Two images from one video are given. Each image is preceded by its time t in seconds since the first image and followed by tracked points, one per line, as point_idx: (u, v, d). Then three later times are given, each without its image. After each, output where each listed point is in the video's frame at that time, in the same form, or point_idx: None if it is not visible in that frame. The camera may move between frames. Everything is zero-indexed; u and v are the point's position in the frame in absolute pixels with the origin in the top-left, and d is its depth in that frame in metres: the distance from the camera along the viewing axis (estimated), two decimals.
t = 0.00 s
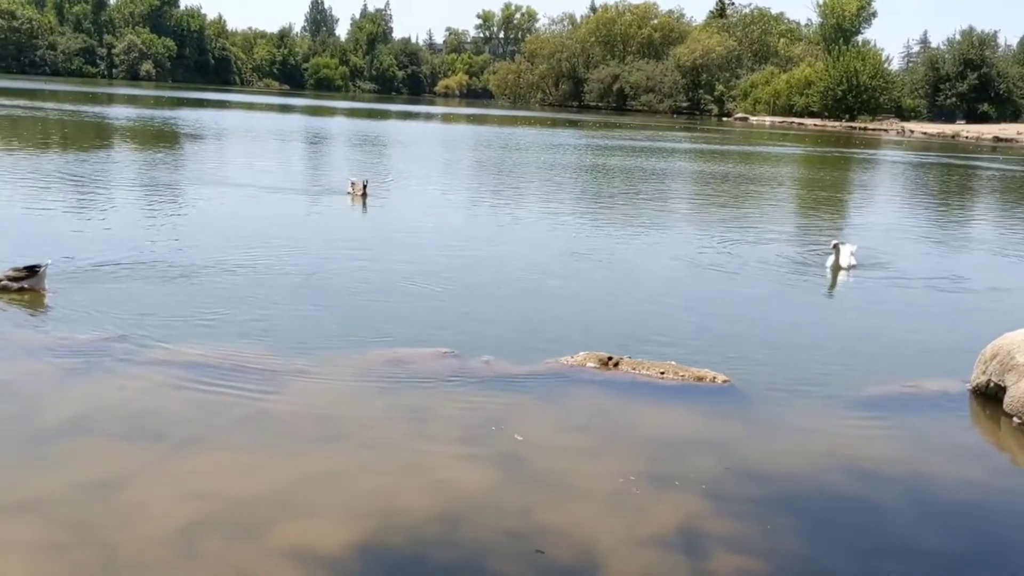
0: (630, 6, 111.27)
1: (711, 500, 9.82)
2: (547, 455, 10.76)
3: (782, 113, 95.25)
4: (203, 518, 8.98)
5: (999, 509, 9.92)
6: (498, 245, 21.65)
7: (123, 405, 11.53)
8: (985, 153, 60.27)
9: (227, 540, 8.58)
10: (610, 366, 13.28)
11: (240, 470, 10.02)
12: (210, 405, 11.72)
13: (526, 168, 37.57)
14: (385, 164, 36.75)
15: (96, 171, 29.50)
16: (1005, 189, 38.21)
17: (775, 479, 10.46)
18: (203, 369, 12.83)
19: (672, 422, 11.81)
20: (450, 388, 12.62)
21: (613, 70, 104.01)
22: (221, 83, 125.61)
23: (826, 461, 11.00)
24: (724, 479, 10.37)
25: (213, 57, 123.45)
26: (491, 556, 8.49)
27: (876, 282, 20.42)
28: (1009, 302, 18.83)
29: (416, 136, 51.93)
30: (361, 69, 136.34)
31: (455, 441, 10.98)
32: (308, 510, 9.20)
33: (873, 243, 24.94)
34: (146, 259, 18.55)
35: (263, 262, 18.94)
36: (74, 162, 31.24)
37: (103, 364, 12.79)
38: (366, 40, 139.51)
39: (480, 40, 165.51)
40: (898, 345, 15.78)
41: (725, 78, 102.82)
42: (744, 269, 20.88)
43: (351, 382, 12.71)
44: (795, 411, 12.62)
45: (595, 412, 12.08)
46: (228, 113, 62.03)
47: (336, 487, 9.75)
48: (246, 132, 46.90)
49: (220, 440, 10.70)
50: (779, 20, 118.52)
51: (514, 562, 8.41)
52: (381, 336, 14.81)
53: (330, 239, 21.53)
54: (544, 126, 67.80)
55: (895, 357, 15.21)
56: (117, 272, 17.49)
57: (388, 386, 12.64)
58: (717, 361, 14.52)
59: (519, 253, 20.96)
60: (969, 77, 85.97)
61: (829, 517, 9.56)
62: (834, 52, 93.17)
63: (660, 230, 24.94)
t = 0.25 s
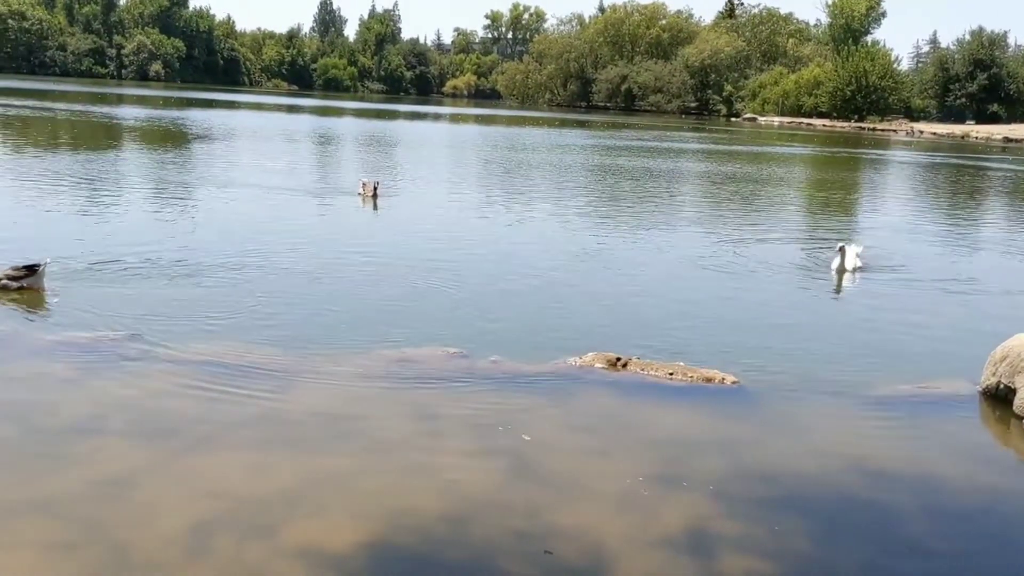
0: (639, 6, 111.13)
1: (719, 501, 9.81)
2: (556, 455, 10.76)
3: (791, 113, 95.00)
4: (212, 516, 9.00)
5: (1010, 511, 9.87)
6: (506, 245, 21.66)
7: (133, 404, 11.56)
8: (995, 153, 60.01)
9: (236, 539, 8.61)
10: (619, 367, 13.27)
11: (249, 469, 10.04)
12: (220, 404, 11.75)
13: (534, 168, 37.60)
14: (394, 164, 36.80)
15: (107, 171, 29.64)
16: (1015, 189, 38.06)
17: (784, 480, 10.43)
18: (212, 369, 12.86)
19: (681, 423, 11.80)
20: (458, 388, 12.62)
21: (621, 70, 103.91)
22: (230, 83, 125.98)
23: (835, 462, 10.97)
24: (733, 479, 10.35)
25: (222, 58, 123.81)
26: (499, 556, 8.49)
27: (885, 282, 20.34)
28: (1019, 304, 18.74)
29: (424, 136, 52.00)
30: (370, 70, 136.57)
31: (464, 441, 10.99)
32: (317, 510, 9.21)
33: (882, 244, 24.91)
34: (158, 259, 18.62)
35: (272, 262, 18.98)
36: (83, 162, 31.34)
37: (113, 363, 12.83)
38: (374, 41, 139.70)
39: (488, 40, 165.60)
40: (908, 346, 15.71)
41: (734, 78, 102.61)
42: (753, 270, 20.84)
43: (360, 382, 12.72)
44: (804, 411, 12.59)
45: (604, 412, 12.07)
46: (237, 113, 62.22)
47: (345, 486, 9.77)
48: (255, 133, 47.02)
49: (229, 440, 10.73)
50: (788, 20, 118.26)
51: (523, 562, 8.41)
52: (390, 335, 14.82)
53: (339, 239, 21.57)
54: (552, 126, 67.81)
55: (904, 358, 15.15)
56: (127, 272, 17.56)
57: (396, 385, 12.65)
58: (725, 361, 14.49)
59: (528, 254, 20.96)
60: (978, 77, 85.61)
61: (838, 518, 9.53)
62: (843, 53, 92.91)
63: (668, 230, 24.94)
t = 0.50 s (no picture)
0: (647, 6, 111.01)
1: (727, 502, 9.79)
2: (563, 456, 10.76)
3: (800, 113, 94.67)
4: (220, 515, 9.03)
5: (1019, 512, 9.83)
6: (514, 246, 21.64)
7: (142, 403, 11.60)
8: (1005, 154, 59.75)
9: (243, 538, 8.63)
10: (627, 367, 13.26)
11: (257, 468, 10.07)
12: (228, 404, 11.77)
13: (543, 168, 37.61)
14: (402, 164, 36.81)
15: (115, 171, 29.68)
16: None
17: (791, 481, 10.41)
18: (219, 368, 12.88)
19: (688, 423, 11.78)
20: (466, 388, 12.62)
21: (630, 70, 103.72)
22: (239, 83, 126.23)
23: (842, 463, 10.94)
24: (740, 480, 10.33)
25: (231, 58, 124.06)
26: (506, 556, 8.49)
27: (894, 284, 20.26)
28: None
29: (432, 136, 52.05)
30: (378, 70, 136.77)
31: (471, 441, 11.00)
32: (324, 509, 9.24)
33: (891, 244, 24.87)
34: (166, 259, 18.61)
35: (280, 262, 19.00)
36: (92, 162, 31.36)
37: (122, 363, 12.88)
38: (383, 41, 139.84)
39: (497, 40, 165.62)
40: (917, 347, 15.64)
41: (743, 78, 102.30)
42: (762, 270, 20.78)
43: (367, 382, 12.73)
44: (812, 412, 12.56)
45: (611, 413, 12.06)
46: (246, 113, 62.34)
47: (352, 486, 9.78)
48: (263, 132, 47.10)
49: (237, 439, 10.76)
50: (797, 20, 117.97)
51: (529, 562, 8.41)
52: (398, 335, 14.84)
53: (347, 239, 21.59)
54: (560, 126, 67.78)
55: (914, 359, 15.09)
56: (135, 271, 17.58)
57: (405, 385, 12.67)
58: (734, 362, 14.46)
59: (536, 254, 20.95)
60: (988, 77, 85.24)
61: (845, 519, 9.51)
62: (852, 53, 92.61)
63: (677, 230, 24.93)
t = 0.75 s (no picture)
0: (659, 6, 110.92)
1: (738, 503, 9.77)
2: (575, 456, 10.75)
3: (813, 114, 94.25)
4: (233, 513, 9.06)
5: None
6: (526, 246, 21.64)
7: (155, 402, 11.65)
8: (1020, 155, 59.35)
9: (256, 536, 8.66)
10: (638, 368, 13.24)
11: (269, 467, 10.09)
12: (239, 403, 11.80)
13: (555, 168, 37.61)
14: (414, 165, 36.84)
15: (128, 171, 29.73)
16: None
17: (803, 482, 10.37)
18: (231, 367, 12.92)
19: (699, 425, 11.74)
20: (477, 388, 12.62)
21: (642, 71, 103.55)
22: (252, 83, 126.70)
23: (855, 465, 10.88)
24: (752, 481, 10.30)
25: (244, 58, 124.49)
26: (518, 555, 8.49)
27: (907, 286, 20.15)
28: None
29: (444, 136, 52.10)
30: (390, 70, 136.99)
31: (482, 441, 10.99)
32: (336, 508, 9.25)
33: (905, 245, 24.78)
34: (181, 259, 18.65)
35: (292, 262, 19.03)
36: (104, 162, 31.45)
37: (136, 361, 12.94)
38: (395, 41, 140.19)
39: (508, 41, 165.70)
40: (931, 349, 15.54)
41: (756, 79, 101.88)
42: (773, 271, 20.70)
43: (379, 381, 12.76)
44: (825, 414, 12.50)
45: (623, 413, 12.04)
46: (258, 113, 62.53)
47: (364, 485, 9.80)
48: (275, 132, 47.24)
49: (249, 438, 10.79)
50: (810, 20, 117.58)
51: (542, 562, 8.41)
52: (411, 335, 14.87)
53: (359, 239, 21.64)
54: (572, 127, 67.75)
55: (926, 361, 15.01)
56: (148, 271, 17.63)
57: (417, 384, 12.69)
58: (746, 363, 14.42)
59: (547, 254, 20.94)
60: (1002, 79, 84.66)
61: (859, 521, 9.46)
62: (865, 53, 92.18)
63: (688, 231, 24.89)
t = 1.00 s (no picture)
0: (674, 7, 110.81)
1: (751, 505, 9.73)
2: (587, 457, 10.74)
3: (827, 116, 93.72)
4: (247, 513, 9.10)
5: None
6: (539, 247, 21.64)
7: (170, 401, 11.70)
8: None
9: (269, 535, 8.69)
10: (652, 370, 13.22)
11: (282, 466, 10.13)
12: (253, 402, 11.84)
13: (568, 170, 37.59)
14: (428, 165, 36.88)
15: (143, 171, 29.90)
16: None
17: (818, 485, 10.32)
18: (245, 366, 12.98)
19: (713, 427, 11.71)
20: (490, 389, 12.63)
21: (656, 72, 103.33)
22: (266, 83, 127.15)
23: (869, 468, 10.82)
24: (765, 484, 10.26)
25: (259, 59, 124.97)
26: (530, 557, 8.49)
27: (923, 288, 20.03)
28: None
29: (458, 137, 52.15)
30: (404, 71, 136.33)
31: (495, 442, 10.99)
32: (348, 508, 9.27)
33: (920, 248, 24.64)
34: (195, 259, 18.72)
35: (306, 262, 19.09)
36: (119, 162, 31.59)
37: (151, 360, 13.01)
38: (409, 42, 140.44)
39: (522, 42, 165.71)
40: (947, 353, 15.44)
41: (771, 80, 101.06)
42: (788, 274, 20.61)
43: (392, 382, 12.78)
44: (839, 417, 12.43)
45: (636, 415, 12.02)
46: (273, 113, 62.81)
47: (376, 485, 9.82)
48: (290, 133, 47.42)
49: (263, 437, 10.82)
50: (825, 22, 117.02)
51: (554, 563, 8.40)
52: (424, 335, 14.89)
53: (373, 239, 21.69)
54: (585, 128, 67.71)
55: (942, 365, 14.91)
56: (163, 271, 17.73)
57: (430, 385, 12.71)
58: (760, 365, 14.37)
59: (561, 255, 20.92)
60: (1019, 80, 83.98)
61: (873, 524, 9.41)
62: (880, 55, 91.62)
63: (701, 233, 24.82)
